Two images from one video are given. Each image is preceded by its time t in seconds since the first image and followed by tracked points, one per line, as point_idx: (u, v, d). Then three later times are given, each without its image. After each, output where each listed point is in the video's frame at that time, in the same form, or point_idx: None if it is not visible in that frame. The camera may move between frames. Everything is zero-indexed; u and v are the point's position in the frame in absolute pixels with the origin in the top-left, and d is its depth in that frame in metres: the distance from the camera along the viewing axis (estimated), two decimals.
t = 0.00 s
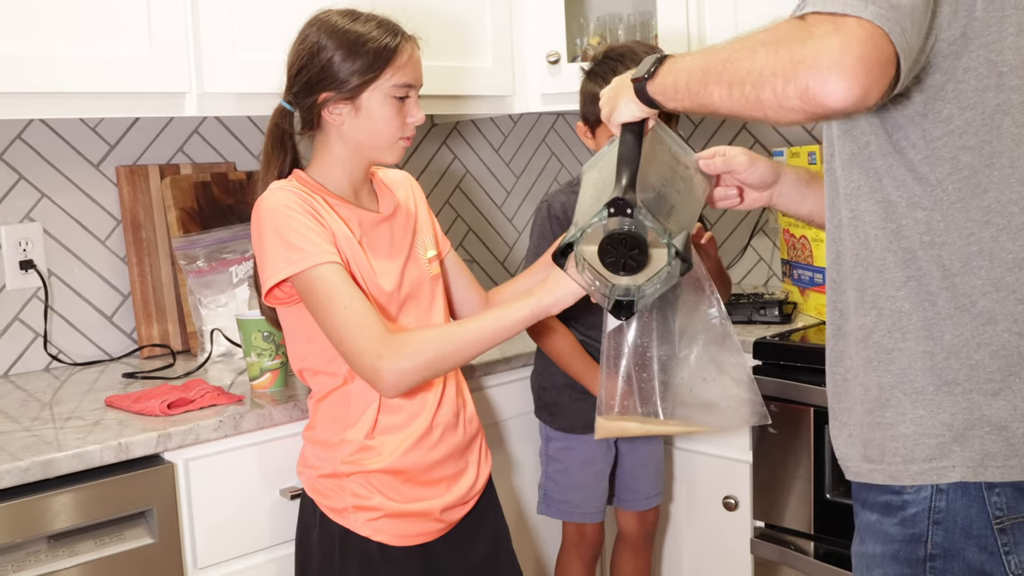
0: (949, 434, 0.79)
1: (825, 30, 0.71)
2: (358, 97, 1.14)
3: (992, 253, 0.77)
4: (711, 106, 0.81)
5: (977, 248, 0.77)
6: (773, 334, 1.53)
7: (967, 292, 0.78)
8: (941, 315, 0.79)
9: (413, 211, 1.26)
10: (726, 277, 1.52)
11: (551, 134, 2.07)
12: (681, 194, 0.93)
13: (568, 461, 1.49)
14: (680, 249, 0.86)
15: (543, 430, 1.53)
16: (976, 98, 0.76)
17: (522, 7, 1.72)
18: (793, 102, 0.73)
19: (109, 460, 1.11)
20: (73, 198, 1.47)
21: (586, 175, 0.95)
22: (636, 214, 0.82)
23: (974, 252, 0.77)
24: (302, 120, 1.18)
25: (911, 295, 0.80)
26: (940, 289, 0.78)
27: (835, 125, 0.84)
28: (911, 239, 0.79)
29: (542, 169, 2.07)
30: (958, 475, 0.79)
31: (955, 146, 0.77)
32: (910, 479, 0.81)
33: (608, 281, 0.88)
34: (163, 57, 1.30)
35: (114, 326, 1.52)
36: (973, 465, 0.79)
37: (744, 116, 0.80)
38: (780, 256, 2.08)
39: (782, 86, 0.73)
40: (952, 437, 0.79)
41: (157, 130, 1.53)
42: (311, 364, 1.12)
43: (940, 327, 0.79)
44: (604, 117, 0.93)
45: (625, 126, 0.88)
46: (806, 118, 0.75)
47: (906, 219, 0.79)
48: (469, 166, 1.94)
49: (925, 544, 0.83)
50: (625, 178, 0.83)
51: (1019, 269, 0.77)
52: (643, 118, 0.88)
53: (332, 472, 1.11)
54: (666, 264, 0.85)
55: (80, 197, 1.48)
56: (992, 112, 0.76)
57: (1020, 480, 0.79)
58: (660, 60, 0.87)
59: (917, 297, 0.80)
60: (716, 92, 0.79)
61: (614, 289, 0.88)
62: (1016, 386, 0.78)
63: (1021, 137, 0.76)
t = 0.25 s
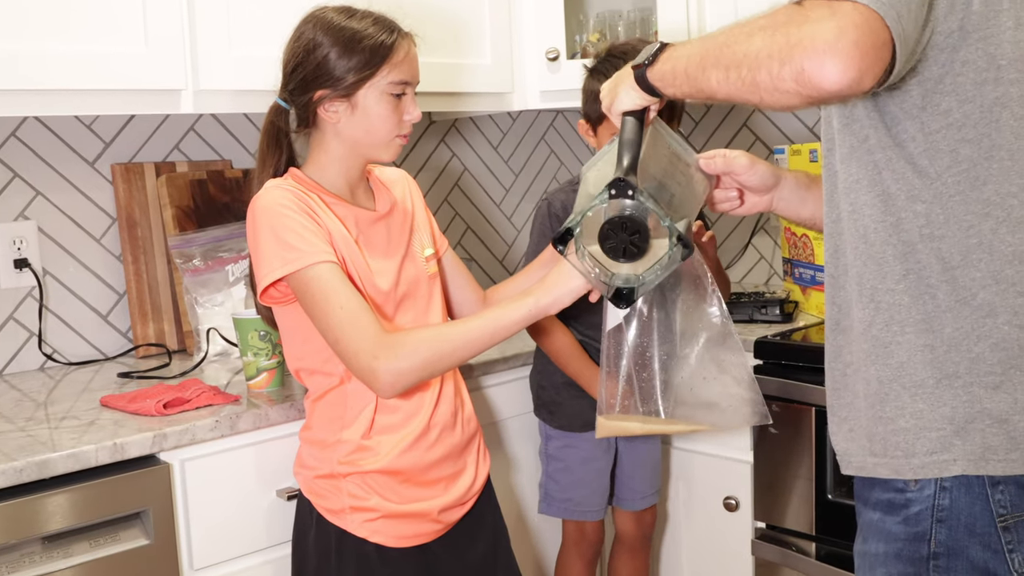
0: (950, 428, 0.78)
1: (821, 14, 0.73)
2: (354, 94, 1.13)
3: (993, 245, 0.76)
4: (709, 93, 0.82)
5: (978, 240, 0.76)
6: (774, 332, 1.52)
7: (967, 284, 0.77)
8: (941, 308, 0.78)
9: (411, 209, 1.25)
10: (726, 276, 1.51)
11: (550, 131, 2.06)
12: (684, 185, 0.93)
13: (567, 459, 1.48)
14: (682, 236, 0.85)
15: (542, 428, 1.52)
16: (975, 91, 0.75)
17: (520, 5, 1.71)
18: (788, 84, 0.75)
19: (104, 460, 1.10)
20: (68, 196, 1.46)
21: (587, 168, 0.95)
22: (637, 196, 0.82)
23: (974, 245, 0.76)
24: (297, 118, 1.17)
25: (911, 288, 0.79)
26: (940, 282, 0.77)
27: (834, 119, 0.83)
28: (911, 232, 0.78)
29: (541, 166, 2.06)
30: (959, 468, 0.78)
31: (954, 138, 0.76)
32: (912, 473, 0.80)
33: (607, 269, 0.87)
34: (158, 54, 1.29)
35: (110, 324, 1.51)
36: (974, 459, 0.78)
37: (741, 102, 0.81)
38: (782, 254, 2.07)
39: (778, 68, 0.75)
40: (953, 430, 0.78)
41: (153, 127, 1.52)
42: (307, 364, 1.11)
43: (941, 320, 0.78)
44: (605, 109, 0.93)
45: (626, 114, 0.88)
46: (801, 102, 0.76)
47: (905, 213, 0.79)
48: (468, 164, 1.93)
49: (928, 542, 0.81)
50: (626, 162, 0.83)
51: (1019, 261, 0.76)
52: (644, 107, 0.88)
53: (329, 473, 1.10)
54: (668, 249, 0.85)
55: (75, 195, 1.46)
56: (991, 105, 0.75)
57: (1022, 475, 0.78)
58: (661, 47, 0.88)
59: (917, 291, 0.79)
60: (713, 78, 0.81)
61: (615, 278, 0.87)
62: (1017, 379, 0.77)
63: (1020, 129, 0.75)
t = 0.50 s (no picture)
0: (952, 423, 0.77)
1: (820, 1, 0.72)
2: (350, 92, 1.12)
3: (995, 240, 0.75)
4: (707, 82, 0.82)
5: (980, 235, 0.75)
6: (774, 331, 1.51)
7: (970, 279, 0.76)
8: (943, 303, 0.77)
9: (408, 207, 1.24)
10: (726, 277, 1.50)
11: (549, 128, 2.05)
12: (685, 178, 0.92)
13: (566, 457, 1.47)
14: (682, 226, 0.85)
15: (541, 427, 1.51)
16: (977, 85, 0.74)
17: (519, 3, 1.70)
18: (787, 72, 0.75)
19: (100, 461, 1.09)
20: (63, 194, 1.45)
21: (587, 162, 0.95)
22: (638, 185, 0.82)
23: (977, 239, 0.75)
24: (294, 115, 1.16)
25: (913, 283, 0.78)
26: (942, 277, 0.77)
27: (835, 113, 0.82)
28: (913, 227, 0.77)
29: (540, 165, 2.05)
30: (960, 465, 0.78)
31: (956, 132, 0.75)
32: (914, 470, 0.79)
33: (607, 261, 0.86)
34: (153, 51, 1.28)
35: (105, 324, 1.50)
36: (975, 455, 0.77)
37: (740, 91, 0.81)
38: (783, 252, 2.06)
39: (777, 56, 0.75)
40: (955, 426, 0.77)
41: (149, 125, 1.50)
42: (303, 364, 1.10)
43: (942, 316, 0.77)
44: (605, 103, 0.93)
45: (627, 106, 0.88)
46: (801, 90, 0.76)
47: (907, 207, 0.78)
48: (466, 161, 1.92)
49: (932, 542, 0.81)
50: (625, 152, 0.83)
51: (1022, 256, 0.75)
52: (644, 100, 0.88)
53: (326, 473, 1.09)
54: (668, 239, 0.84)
55: (70, 194, 1.45)
56: (992, 100, 0.74)
57: None
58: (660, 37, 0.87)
59: (918, 287, 0.78)
60: (712, 67, 0.80)
61: (615, 271, 0.86)
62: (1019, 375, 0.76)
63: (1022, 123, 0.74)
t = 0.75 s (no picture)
0: (953, 422, 0.77)
1: None
2: (347, 89, 1.11)
3: (998, 236, 0.74)
4: (706, 76, 0.81)
5: (983, 231, 0.74)
6: (775, 331, 1.50)
7: (971, 277, 0.75)
8: (944, 300, 0.76)
9: (406, 205, 1.23)
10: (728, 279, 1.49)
11: (548, 126, 2.04)
12: (686, 173, 0.91)
13: (564, 456, 1.47)
14: (683, 220, 0.84)
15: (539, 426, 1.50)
16: (979, 80, 0.73)
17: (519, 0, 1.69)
18: (786, 64, 0.74)
19: (95, 462, 1.08)
20: (59, 192, 1.44)
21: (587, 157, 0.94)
22: (638, 178, 0.81)
23: (979, 236, 0.74)
24: (291, 113, 1.15)
25: (914, 281, 0.77)
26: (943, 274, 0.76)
27: (836, 109, 0.81)
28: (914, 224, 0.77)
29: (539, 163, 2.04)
30: (961, 463, 0.77)
31: (957, 128, 0.74)
32: (915, 468, 0.79)
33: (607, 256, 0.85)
34: (149, 48, 1.27)
35: (101, 323, 1.49)
36: (977, 454, 0.76)
37: (739, 84, 0.80)
38: (784, 251, 2.05)
39: (776, 48, 0.74)
40: (956, 424, 0.76)
41: (144, 123, 1.49)
42: (301, 364, 1.09)
43: (944, 313, 0.76)
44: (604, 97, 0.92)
45: (626, 101, 0.87)
46: (800, 83, 0.75)
47: (908, 204, 0.77)
48: (465, 159, 1.91)
49: (935, 542, 0.80)
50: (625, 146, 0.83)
51: None
52: (644, 94, 0.87)
53: (324, 474, 1.08)
54: (667, 234, 0.84)
55: (65, 192, 1.44)
56: (994, 96, 0.73)
57: None
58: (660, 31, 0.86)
59: (919, 284, 0.77)
60: (711, 60, 0.79)
61: (615, 266, 0.85)
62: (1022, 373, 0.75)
63: None
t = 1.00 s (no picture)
0: (954, 421, 0.76)
1: None
2: (345, 87, 1.10)
3: (1000, 234, 0.73)
4: (704, 70, 0.80)
5: (984, 229, 0.73)
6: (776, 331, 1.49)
7: (973, 274, 0.74)
8: (946, 299, 0.75)
9: (405, 204, 1.22)
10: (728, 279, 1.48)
11: (547, 124, 2.03)
12: (687, 169, 0.91)
13: (562, 455, 1.46)
14: (682, 218, 0.83)
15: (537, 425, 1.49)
16: (980, 76, 0.72)
17: None
18: (784, 58, 0.73)
19: (90, 462, 1.07)
20: (54, 191, 1.43)
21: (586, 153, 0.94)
22: (637, 174, 0.80)
23: (981, 234, 0.74)
24: (289, 110, 1.14)
25: (915, 279, 0.76)
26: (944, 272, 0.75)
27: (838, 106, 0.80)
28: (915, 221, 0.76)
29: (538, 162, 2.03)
30: (962, 463, 0.76)
31: (959, 125, 0.73)
32: (916, 468, 0.78)
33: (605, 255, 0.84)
34: (145, 44, 1.26)
35: (97, 322, 1.48)
36: (978, 453, 0.76)
37: (737, 78, 0.79)
38: (786, 251, 2.04)
39: (774, 42, 0.73)
40: (957, 424, 0.76)
41: (141, 121, 1.48)
42: (298, 363, 1.08)
43: (945, 311, 0.75)
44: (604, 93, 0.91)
45: (625, 97, 0.86)
46: (798, 77, 0.74)
47: (908, 202, 0.76)
48: (463, 157, 1.90)
49: (937, 543, 0.79)
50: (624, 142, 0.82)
51: None
52: (643, 90, 0.86)
53: (321, 475, 1.07)
54: (666, 232, 0.83)
55: (61, 190, 1.43)
56: (996, 91, 0.72)
57: None
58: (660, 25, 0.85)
59: (920, 282, 0.76)
60: (709, 54, 0.78)
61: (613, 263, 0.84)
62: None
63: None
